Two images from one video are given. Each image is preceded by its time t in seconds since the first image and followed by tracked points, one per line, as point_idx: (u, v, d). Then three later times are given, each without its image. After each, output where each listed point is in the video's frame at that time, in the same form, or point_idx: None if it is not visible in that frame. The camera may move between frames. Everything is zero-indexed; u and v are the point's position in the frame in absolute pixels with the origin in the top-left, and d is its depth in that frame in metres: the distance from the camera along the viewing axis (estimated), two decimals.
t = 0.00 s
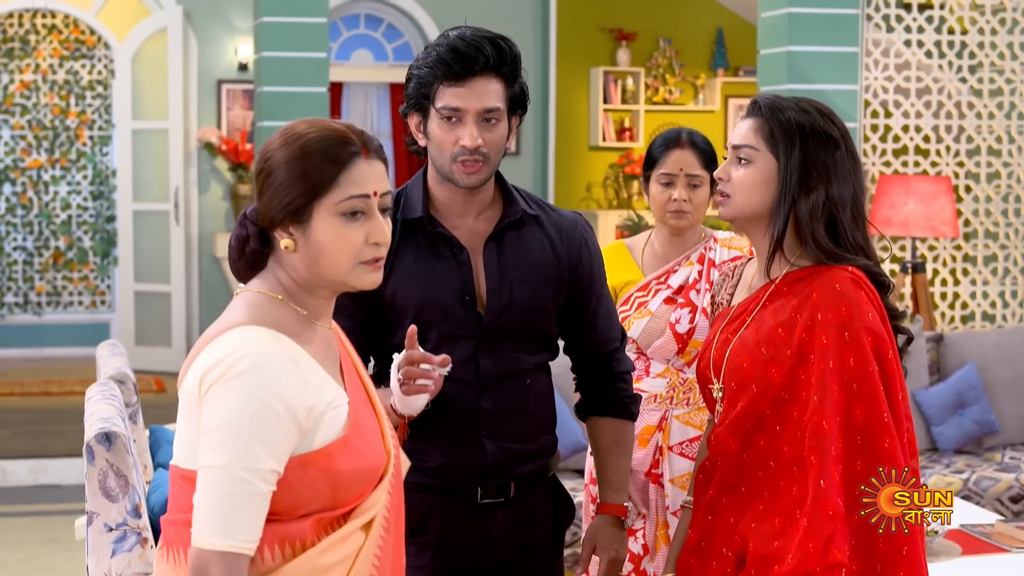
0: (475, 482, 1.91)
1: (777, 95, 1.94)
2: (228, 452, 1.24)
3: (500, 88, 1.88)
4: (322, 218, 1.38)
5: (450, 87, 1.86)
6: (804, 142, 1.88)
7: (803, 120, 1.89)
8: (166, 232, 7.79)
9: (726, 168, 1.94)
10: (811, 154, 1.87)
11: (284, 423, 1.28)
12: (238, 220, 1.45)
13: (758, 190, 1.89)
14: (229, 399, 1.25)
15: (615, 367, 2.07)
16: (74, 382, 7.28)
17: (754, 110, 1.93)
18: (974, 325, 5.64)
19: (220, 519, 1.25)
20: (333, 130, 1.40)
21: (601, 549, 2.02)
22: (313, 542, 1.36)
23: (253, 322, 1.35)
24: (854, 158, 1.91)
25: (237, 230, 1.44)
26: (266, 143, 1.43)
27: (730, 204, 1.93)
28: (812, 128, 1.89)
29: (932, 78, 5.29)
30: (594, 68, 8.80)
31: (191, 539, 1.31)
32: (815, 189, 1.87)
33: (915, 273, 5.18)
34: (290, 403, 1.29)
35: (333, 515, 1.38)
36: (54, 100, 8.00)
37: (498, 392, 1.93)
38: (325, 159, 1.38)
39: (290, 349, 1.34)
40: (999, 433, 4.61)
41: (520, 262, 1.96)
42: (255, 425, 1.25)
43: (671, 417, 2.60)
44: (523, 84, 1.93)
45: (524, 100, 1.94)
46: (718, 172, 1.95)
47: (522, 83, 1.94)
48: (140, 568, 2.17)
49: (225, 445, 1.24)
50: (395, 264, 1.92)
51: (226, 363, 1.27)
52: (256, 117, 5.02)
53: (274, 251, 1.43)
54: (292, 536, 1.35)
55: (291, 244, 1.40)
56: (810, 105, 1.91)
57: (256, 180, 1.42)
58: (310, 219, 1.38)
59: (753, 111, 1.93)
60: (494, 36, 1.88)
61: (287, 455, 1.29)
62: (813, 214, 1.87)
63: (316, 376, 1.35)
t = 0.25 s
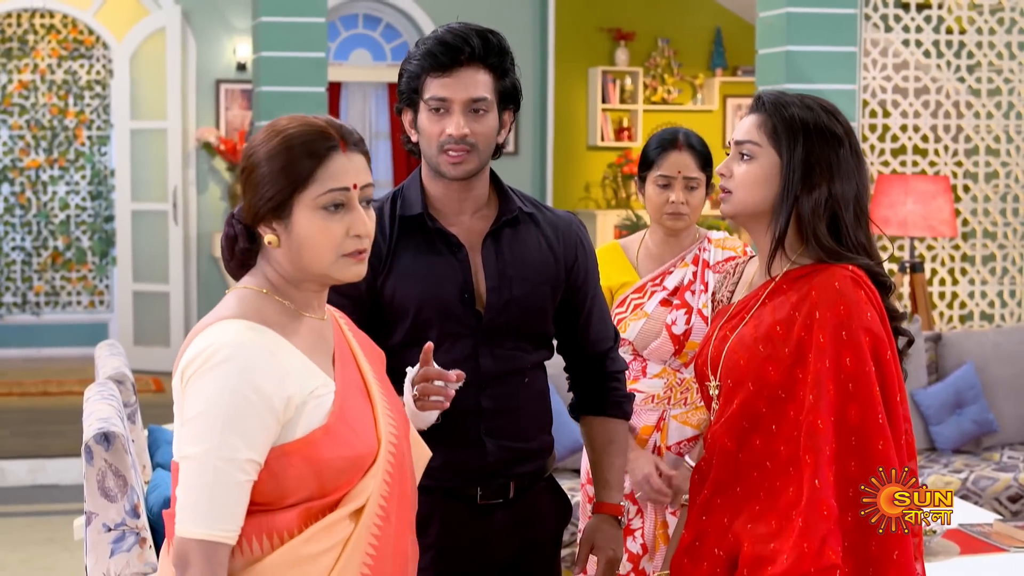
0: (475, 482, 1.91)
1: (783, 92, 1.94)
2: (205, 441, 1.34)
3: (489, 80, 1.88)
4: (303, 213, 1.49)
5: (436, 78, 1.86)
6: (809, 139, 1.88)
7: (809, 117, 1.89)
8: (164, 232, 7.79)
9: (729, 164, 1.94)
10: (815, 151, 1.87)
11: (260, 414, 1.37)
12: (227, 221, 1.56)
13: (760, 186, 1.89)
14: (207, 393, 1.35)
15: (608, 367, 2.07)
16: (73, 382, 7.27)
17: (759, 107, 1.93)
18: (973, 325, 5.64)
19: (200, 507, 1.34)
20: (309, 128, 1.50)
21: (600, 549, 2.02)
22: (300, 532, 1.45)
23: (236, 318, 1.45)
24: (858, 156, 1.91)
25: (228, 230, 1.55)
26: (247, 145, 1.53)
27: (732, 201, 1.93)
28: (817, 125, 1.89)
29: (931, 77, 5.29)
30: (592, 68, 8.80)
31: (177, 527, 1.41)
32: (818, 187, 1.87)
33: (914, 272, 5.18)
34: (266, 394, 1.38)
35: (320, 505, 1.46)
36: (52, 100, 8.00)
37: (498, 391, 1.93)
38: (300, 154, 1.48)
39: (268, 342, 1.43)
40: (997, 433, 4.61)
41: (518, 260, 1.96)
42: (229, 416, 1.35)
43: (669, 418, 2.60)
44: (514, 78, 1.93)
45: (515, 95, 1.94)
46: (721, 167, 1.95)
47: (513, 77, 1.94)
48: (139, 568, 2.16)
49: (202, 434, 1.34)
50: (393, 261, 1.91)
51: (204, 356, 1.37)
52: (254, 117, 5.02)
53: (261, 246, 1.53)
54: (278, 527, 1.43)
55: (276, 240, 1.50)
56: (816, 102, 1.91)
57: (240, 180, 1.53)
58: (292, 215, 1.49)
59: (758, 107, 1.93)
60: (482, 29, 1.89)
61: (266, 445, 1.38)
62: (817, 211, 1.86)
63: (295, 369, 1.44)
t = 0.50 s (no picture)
0: (470, 484, 1.91)
1: (784, 92, 1.94)
2: (193, 435, 1.36)
3: (482, 81, 1.88)
4: (293, 212, 1.50)
5: (430, 80, 1.86)
6: (807, 139, 1.87)
7: (808, 118, 1.88)
8: (163, 233, 7.78)
9: (728, 165, 1.94)
10: (814, 151, 1.87)
11: (247, 408, 1.38)
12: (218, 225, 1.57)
13: (758, 186, 1.89)
14: (193, 388, 1.37)
15: (606, 369, 2.07)
16: (71, 383, 7.26)
17: (758, 108, 1.93)
18: (972, 325, 5.64)
19: (189, 501, 1.36)
20: (295, 127, 1.52)
21: (596, 551, 2.03)
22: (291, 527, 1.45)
23: (226, 315, 1.46)
24: (858, 156, 1.90)
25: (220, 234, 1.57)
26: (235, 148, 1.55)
27: (731, 202, 1.93)
28: (816, 125, 1.88)
29: (929, 78, 5.29)
30: (591, 68, 8.80)
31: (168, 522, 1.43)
32: (818, 187, 1.86)
33: (912, 273, 5.19)
34: (253, 388, 1.39)
35: (312, 499, 1.47)
36: (51, 100, 8.00)
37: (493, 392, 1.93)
38: (287, 153, 1.50)
39: (256, 337, 1.44)
40: (996, 433, 4.61)
41: (514, 261, 1.96)
42: (216, 411, 1.36)
43: (666, 418, 2.62)
44: (508, 79, 1.93)
45: (510, 96, 1.94)
46: (720, 168, 1.95)
47: (508, 78, 1.93)
48: (138, 570, 2.16)
49: (190, 429, 1.36)
50: (388, 261, 1.92)
51: (193, 352, 1.39)
52: (253, 117, 5.02)
53: (253, 247, 1.55)
54: (270, 523, 1.44)
55: (267, 240, 1.51)
56: (816, 102, 1.91)
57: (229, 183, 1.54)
58: (282, 214, 1.50)
59: (757, 107, 1.93)
60: (474, 30, 1.89)
61: (255, 439, 1.40)
62: (816, 211, 1.86)
63: (284, 365, 1.45)
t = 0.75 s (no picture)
0: (464, 488, 1.91)
1: (784, 95, 1.94)
2: (181, 435, 1.35)
3: (475, 84, 1.87)
4: (284, 216, 1.50)
5: (423, 82, 1.86)
6: (805, 143, 1.87)
7: (805, 121, 1.88)
8: (159, 234, 7.77)
9: (726, 168, 1.94)
10: (812, 155, 1.86)
11: (235, 407, 1.38)
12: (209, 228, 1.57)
13: (754, 190, 1.89)
14: (183, 389, 1.37)
15: (600, 373, 2.08)
16: (67, 385, 7.25)
17: (756, 110, 1.93)
18: (968, 327, 5.64)
19: (178, 501, 1.35)
20: (285, 131, 1.52)
21: (590, 556, 2.03)
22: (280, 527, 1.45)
23: (216, 316, 1.46)
24: (858, 160, 1.89)
25: (211, 237, 1.57)
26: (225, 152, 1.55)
27: (728, 206, 1.93)
28: (814, 128, 1.87)
29: (926, 80, 5.29)
30: (587, 69, 8.80)
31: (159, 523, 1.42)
32: (815, 190, 1.85)
33: (908, 274, 5.19)
34: (242, 388, 1.39)
35: (302, 499, 1.46)
36: (46, 101, 7.98)
37: (485, 395, 1.94)
38: (277, 157, 1.49)
39: (244, 336, 1.44)
40: (992, 435, 4.61)
41: (507, 265, 1.96)
42: (205, 410, 1.36)
43: (663, 420, 2.65)
44: (501, 82, 1.92)
45: (504, 98, 1.94)
46: (718, 172, 1.95)
47: (501, 81, 1.93)
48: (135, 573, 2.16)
49: (178, 428, 1.36)
50: (381, 265, 1.91)
51: (182, 352, 1.40)
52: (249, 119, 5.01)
53: (244, 251, 1.55)
54: (260, 524, 1.43)
55: (258, 244, 1.51)
56: (815, 106, 1.90)
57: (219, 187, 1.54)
58: (273, 218, 1.50)
59: (755, 110, 1.93)
60: (468, 33, 1.88)
61: (244, 439, 1.39)
62: (813, 214, 1.85)
63: (272, 364, 1.45)
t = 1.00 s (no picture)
0: (456, 492, 1.91)
1: (782, 99, 1.93)
2: (170, 438, 1.35)
3: (466, 89, 1.87)
4: (274, 221, 1.49)
5: (412, 87, 1.85)
6: (800, 147, 1.86)
7: (801, 125, 1.87)
8: (153, 235, 7.77)
9: (723, 172, 1.94)
10: (807, 159, 1.86)
11: (223, 411, 1.38)
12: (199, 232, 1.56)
13: (749, 194, 1.89)
14: (170, 394, 1.37)
15: (595, 378, 2.07)
16: (61, 386, 7.23)
17: (753, 114, 1.93)
18: (963, 328, 5.65)
19: (165, 505, 1.35)
20: (277, 136, 1.51)
21: (584, 560, 2.03)
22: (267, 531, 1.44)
23: (207, 318, 1.46)
24: (855, 166, 1.88)
25: (200, 241, 1.56)
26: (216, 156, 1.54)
27: (724, 210, 1.93)
28: (810, 132, 1.87)
29: (920, 81, 5.30)
30: (582, 70, 8.79)
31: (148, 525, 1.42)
32: (810, 195, 1.85)
33: (903, 276, 5.19)
34: (230, 392, 1.39)
35: (289, 503, 1.45)
36: (40, 102, 7.97)
37: (477, 399, 1.93)
38: (268, 162, 1.49)
39: (233, 340, 1.44)
40: (987, 436, 4.62)
41: (500, 269, 1.96)
42: (193, 414, 1.36)
43: (658, 423, 2.63)
44: (493, 85, 1.92)
45: (496, 101, 1.93)
46: (715, 176, 1.96)
47: (494, 84, 1.92)
48: None
49: (167, 432, 1.36)
50: (372, 269, 1.91)
51: (171, 355, 1.40)
52: (243, 120, 5.00)
53: (234, 255, 1.54)
54: (247, 527, 1.43)
55: (248, 248, 1.51)
56: (812, 110, 1.90)
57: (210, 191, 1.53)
58: (264, 223, 1.50)
59: (751, 114, 1.93)
60: (457, 37, 1.88)
61: (232, 443, 1.39)
62: (807, 220, 1.85)
63: (261, 369, 1.45)
